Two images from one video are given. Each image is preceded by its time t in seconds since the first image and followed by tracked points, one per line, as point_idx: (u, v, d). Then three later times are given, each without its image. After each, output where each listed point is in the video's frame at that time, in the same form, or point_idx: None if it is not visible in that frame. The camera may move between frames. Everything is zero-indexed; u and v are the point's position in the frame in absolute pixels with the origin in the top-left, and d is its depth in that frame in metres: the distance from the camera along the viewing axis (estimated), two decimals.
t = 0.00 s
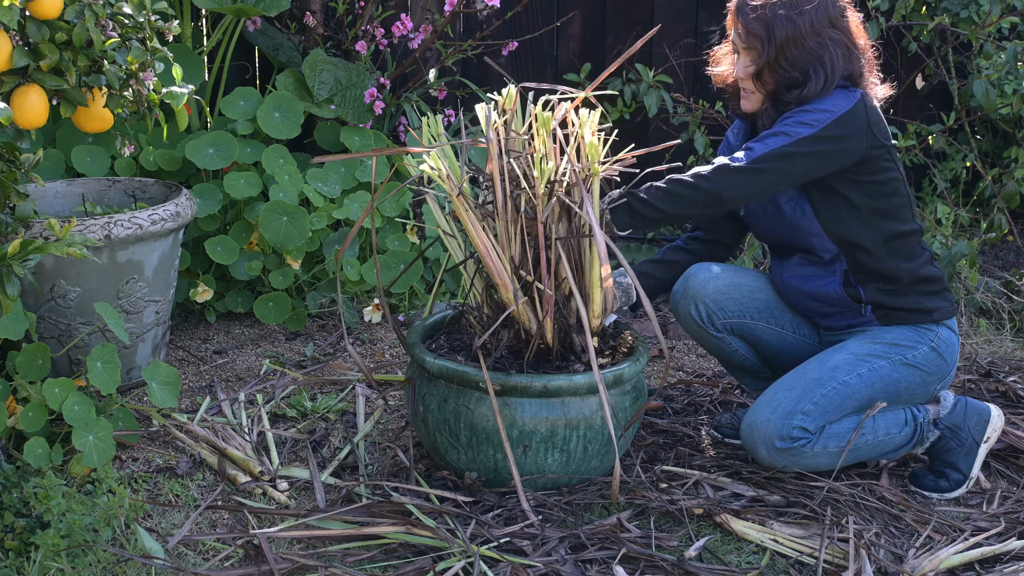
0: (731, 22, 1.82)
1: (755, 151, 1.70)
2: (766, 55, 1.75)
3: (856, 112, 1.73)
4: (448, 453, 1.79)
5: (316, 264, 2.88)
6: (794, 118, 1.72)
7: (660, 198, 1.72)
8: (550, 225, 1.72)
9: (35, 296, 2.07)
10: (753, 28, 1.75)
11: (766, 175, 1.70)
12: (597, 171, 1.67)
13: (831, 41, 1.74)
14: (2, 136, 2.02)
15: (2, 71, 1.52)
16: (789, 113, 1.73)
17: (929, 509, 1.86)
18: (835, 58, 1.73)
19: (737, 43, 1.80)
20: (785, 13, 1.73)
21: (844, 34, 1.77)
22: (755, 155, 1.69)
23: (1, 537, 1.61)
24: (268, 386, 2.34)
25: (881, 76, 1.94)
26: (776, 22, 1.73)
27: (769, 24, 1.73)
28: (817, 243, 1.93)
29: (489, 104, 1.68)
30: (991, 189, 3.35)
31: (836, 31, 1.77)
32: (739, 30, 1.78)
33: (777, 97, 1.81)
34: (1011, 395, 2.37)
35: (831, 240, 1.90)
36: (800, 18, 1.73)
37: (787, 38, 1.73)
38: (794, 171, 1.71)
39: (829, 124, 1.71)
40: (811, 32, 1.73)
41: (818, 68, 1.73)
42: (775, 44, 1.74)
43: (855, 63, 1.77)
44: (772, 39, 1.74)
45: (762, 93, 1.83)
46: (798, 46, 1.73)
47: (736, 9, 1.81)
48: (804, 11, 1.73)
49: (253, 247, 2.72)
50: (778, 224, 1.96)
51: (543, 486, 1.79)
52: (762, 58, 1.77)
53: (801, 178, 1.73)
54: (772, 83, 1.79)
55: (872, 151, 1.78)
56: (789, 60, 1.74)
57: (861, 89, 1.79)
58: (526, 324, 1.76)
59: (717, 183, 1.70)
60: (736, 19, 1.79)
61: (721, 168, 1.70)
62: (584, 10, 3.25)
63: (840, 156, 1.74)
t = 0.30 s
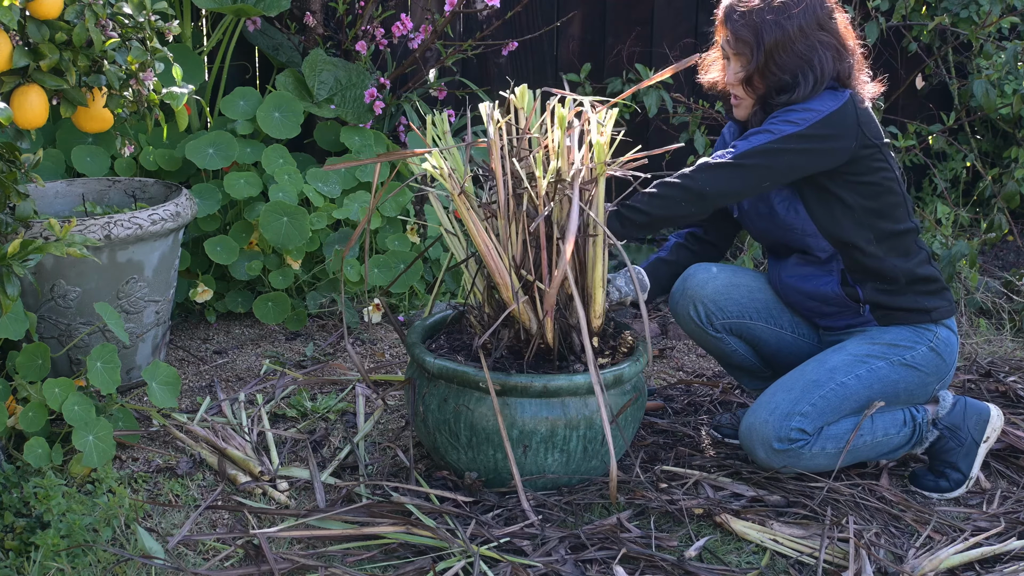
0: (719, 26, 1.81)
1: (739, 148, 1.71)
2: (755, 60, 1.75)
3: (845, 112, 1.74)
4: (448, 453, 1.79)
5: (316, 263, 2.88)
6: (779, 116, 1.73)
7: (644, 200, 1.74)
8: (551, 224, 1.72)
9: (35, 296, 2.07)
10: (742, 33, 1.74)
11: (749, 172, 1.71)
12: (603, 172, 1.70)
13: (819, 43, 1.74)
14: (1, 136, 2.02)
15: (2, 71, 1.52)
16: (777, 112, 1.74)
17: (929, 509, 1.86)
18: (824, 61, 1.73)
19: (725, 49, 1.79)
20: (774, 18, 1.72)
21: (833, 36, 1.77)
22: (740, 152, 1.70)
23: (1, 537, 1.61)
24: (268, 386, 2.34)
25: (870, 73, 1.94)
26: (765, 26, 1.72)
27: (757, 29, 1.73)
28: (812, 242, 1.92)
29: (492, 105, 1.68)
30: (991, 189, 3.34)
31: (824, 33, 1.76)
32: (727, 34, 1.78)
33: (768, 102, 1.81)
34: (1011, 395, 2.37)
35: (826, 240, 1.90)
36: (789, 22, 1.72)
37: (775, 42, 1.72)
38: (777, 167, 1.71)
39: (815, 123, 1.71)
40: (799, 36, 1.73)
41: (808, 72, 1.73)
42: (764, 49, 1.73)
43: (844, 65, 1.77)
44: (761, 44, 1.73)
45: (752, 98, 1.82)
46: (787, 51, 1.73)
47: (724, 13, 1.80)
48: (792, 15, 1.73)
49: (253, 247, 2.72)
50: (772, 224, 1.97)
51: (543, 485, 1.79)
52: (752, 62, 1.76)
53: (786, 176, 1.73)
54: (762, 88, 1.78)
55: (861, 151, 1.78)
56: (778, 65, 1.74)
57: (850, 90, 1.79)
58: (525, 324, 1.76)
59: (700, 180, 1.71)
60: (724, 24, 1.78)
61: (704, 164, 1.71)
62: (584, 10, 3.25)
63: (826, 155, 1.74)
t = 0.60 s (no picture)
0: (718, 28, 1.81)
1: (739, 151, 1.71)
2: (755, 63, 1.75)
3: (844, 113, 1.74)
4: (448, 453, 1.79)
5: (316, 263, 2.87)
6: (778, 118, 1.73)
7: (642, 203, 1.73)
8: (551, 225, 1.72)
9: (35, 296, 2.07)
10: (741, 36, 1.74)
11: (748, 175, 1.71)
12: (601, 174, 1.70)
13: (819, 46, 1.74)
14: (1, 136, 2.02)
15: (2, 71, 1.52)
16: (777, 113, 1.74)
17: (929, 509, 1.86)
18: (824, 63, 1.73)
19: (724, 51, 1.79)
20: (773, 20, 1.73)
21: (832, 38, 1.77)
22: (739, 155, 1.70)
23: (1, 537, 1.61)
24: (268, 386, 2.34)
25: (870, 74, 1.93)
26: (764, 29, 1.73)
27: (757, 32, 1.73)
28: (813, 244, 1.92)
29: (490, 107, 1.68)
30: (991, 189, 3.34)
31: (824, 35, 1.77)
32: (726, 36, 1.78)
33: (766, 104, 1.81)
34: (1011, 395, 2.37)
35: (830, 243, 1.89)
36: (788, 24, 1.72)
37: (774, 45, 1.72)
38: (778, 170, 1.72)
39: (815, 125, 1.71)
40: (799, 38, 1.73)
41: (808, 74, 1.73)
42: (763, 52, 1.73)
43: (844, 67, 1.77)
44: (760, 46, 1.73)
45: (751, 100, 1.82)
46: (786, 53, 1.73)
47: (723, 15, 1.80)
48: (791, 17, 1.73)
49: (253, 247, 2.72)
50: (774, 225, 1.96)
51: (543, 485, 1.79)
52: (751, 64, 1.76)
53: (785, 178, 1.73)
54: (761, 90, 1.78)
55: (861, 150, 1.78)
56: (777, 67, 1.74)
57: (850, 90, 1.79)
58: (525, 324, 1.76)
59: (700, 185, 1.70)
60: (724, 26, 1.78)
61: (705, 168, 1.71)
62: (584, 10, 3.25)
63: (826, 156, 1.74)
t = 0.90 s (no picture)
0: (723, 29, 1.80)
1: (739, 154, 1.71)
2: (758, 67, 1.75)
3: (846, 117, 1.74)
4: (448, 453, 1.79)
5: (316, 263, 2.87)
6: (779, 122, 1.73)
7: (642, 206, 1.73)
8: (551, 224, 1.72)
9: (35, 296, 2.07)
10: (746, 40, 1.74)
11: (749, 179, 1.71)
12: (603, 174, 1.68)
13: (823, 50, 1.74)
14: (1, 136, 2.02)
15: (2, 71, 1.52)
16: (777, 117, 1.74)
17: (929, 509, 1.86)
18: (828, 67, 1.73)
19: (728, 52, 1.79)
20: (778, 23, 1.72)
21: (837, 41, 1.77)
22: (740, 159, 1.70)
23: (1, 537, 1.61)
24: (268, 386, 2.34)
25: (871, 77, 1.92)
26: (769, 33, 1.72)
27: (761, 35, 1.73)
28: (814, 246, 1.92)
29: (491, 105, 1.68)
30: (991, 189, 3.34)
31: (828, 38, 1.76)
32: (731, 38, 1.77)
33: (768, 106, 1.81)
34: (1011, 395, 2.37)
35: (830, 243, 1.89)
36: (792, 29, 1.72)
37: (778, 50, 1.72)
38: (779, 174, 1.72)
39: (816, 129, 1.71)
40: (803, 43, 1.73)
41: (811, 79, 1.72)
42: (767, 56, 1.73)
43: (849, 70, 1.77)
44: (765, 51, 1.73)
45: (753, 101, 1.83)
46: (790, 58, 1.73)
47: (729, 16, 1.79)
48: (797, 21, 1.73)
49: (253, 247, 2.72)
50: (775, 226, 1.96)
51: (543, 486, 1.79)
52: (756, 68, 1.76)
53: (786, 182, 1.74)
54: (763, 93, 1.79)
55: (862, 152, 1.78)
56: (781, 71, 1.74)
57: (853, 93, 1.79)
58: (525, 324, 1.76)
59: (700, 189, 1.71)
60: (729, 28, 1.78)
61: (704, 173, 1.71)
62: (584, 10, 3.25)
63: (826, 159, 1.74)
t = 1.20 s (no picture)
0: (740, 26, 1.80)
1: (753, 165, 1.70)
2: (773, 68, 1.75)
3: (859, 128, 1.74)
4: (448, 453, 1.79)
5: (316, 263, 2.87)
6: (794, 132, 1.72)
7: (653, 210, 1.72)
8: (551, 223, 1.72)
9: (35, 296, 2.07)
10: (762, 40, 1.74)
11: (762, 190, 1.71)
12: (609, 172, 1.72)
13: (840, 56, 1.73)
14: (1, 136, 2.02)
15: (2, 71, 1.52)
16: (791, 127, 1.74)
17: (929, 509, 1.86)
18: (842, 73, 1.72)
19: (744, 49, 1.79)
20: (796, 25, 1.72)
21: (855, 47, 1.75)
22: (754, 170, 1.69)
23: (1, 537, 1.61)
24: (268, 386, 2.34)
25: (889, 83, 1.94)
26: (785, 34, 1.72)
27: (778, 36, 1.72)
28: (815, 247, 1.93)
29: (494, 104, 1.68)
30: (991, 189, 3.34)
31: (846, 43, 1.75)
32: (747, 37, 1.77)
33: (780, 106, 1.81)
34: (1011, 395, 2.37)
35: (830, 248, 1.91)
36: (809, 32, 1.71)
37: (794, 52, 1.72)
38: (792, 186, 1.72)
39: (831, 142, 1.71)
40: (820, 47, 1.72)
41: (824, 84, 1.72)
42: (783, 56, 1.73)
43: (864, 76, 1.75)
44: (780, 52, 1.73)
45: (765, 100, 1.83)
46: (805, 61, 1.72)
47: (748, 13, 1.78)
48: (814, 24, 1.72)
49: (253, 247, 2.72)
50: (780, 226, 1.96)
51: (543, 486, 1.79)
52: (770, 68, 1.76)
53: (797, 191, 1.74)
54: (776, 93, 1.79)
55: (872, 163, 1.78)
56: (795, 74, 1.74)
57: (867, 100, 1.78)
58: (525, 324, 1.76)
59: (713, 199, 1.70)
60: (747, 27, 1.77)
61: (716, 184, 1.70)
62: (584, 10, 3.25)
63: (837, 172, 1.75)
